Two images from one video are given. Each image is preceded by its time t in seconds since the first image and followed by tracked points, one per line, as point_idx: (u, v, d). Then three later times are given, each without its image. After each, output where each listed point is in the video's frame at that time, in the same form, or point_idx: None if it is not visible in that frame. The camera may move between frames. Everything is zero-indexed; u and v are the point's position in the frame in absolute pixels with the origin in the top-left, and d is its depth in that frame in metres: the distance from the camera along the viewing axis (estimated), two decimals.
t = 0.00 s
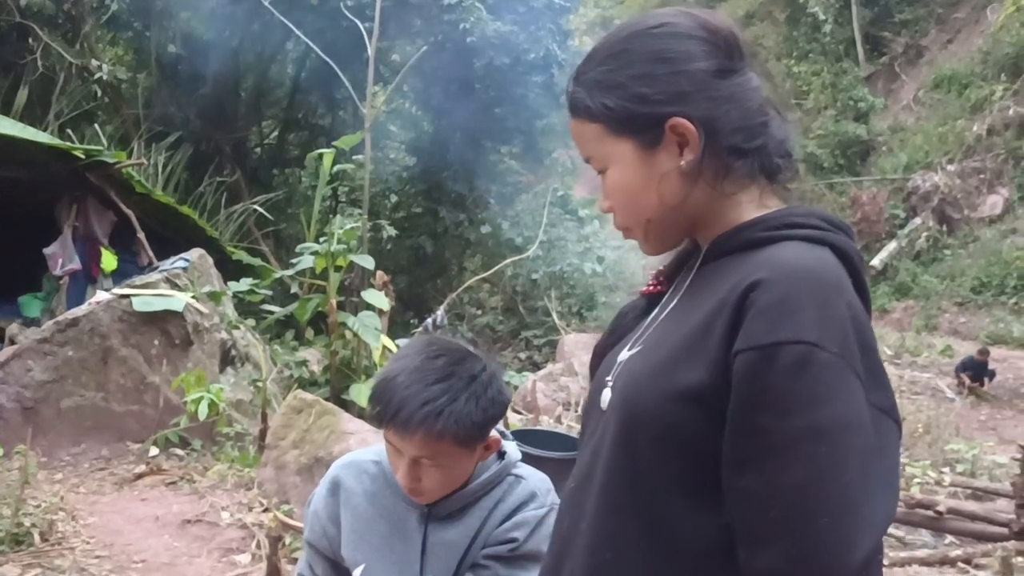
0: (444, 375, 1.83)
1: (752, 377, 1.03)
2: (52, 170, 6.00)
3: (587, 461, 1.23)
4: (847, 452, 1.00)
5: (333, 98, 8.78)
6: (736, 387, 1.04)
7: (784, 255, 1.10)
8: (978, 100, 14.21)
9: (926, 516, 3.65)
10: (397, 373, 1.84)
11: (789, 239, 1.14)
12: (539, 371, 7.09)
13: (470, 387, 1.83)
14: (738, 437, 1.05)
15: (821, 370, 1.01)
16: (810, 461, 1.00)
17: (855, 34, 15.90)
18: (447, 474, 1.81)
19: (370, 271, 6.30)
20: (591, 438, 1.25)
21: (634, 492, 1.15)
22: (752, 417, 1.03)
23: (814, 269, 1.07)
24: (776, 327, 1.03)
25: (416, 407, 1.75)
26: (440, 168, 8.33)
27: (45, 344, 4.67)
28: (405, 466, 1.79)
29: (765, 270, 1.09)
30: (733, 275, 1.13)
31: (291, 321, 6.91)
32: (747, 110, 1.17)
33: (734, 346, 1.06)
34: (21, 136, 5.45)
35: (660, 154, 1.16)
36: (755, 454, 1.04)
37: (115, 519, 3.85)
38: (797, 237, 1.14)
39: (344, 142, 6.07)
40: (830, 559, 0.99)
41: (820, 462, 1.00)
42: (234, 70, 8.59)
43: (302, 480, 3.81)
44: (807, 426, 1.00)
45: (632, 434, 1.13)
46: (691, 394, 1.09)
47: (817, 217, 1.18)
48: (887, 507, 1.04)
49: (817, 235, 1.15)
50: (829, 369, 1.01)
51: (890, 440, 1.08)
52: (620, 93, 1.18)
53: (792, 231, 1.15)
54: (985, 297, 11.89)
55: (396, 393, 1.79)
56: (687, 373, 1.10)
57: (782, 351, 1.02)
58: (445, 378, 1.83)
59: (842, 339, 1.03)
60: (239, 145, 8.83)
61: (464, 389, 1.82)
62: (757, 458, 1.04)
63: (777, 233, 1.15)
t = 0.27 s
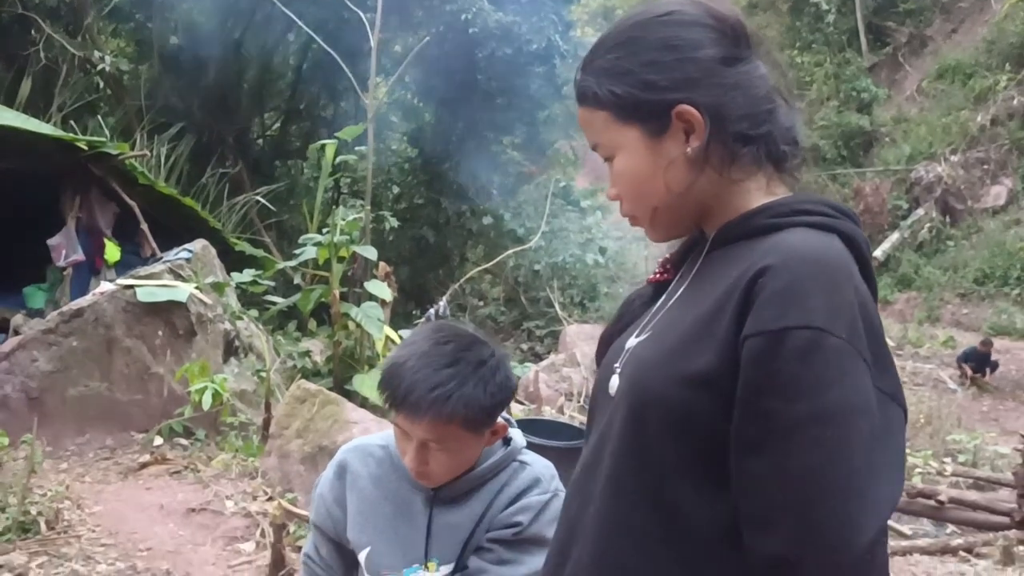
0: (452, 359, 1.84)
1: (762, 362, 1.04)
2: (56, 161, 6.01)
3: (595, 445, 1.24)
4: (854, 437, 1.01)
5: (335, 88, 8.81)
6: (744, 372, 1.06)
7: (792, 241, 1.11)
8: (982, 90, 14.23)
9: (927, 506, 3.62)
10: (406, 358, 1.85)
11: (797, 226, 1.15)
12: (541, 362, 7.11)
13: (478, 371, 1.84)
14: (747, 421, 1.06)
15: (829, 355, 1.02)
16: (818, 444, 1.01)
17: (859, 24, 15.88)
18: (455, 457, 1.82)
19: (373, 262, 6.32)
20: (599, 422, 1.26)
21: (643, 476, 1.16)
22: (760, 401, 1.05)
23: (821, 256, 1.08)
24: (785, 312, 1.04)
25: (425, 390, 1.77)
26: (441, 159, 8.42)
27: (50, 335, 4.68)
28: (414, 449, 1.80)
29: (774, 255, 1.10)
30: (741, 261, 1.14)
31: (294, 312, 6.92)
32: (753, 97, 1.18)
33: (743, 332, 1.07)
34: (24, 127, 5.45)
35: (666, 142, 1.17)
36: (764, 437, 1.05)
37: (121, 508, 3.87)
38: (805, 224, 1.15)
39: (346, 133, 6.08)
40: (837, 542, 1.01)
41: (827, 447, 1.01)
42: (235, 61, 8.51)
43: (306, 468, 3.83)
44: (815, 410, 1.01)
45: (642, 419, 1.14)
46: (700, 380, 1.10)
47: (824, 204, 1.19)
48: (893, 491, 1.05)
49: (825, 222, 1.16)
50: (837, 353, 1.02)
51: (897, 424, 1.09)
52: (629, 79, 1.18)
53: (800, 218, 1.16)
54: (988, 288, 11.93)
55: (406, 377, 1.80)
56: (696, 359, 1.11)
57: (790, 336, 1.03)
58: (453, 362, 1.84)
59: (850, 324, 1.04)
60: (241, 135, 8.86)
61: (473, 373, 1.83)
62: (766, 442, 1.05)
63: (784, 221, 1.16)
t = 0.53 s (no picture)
0: (455, 346, 1.85)
1: (761, 349, 1.05)
2: (58, 152, 6.01)
3: (593, 433, 1.25)
4: (850, 423, 1.02)
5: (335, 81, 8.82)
6: (743, 360, 1.07)
7: (790, 231, 1.12)
8: (985, 82, 14.26)
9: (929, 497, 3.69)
10: (408, 344, 1.85)
11: (796, 216, 1.16)
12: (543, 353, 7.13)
13: (480, 359, 1.84)
14: (744, 408, 1.07)
15: (826, 342, 1.03)
16: (816, 432, 1.02)
17: (862, 15, 15.85)
18: (455, 444, 1.83)
19: (374, 254, 6.32)
20: (597, 410, 1.27)
21: (641, 463, 1.17)
22: (757, 388, 1.06)
23: (819, 246, 1.09)
24: (785, 301, 1.05)
25: (427, 377, 1.77)
26: (443, 152, 8.34)
27: (53, 325, 4.71)
28: (415, 436, 1.81)
29: (772, 244, 1.11)
30: (740, 250, 1.15)
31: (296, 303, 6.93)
32: (752, 88, 1.18)
33: (742, 319, 1.08)
34: (27, 118, 5.45)
35: (664, 131, 1.17)
36: (762, 424, 1.06)
37: (124, 497, 3.89)
38: (803, 214, 1.16)
39: (349, 125, 6.08)
40: (834, 528, 1.02)
41: (825, 434, 1.02)
42: (238, 53, 8.57)
43: (308, 459, 3.85)
44: (813, 398, 1.03)
45: (641, 406, 1.15)
46: (700, 368, 1.11)
47: (821, 196, 1.19)
48: (888, 480, 1.06)
49: (822, 213, 1.16)
50: (836, 342, 1.03)
51: (892, 414, 1.10)
52: (628, 69, 1.19)
53: (798, 209, 1.17)
54: (990, 280, 11.98)
55: (409, 364, 1.80)
56: (695, 347, 1.12)
57: (788, 324, 1.04)
58: (455, 350, 1.84)
59: (848, 314, 1.05)
60: (242, 128, 8.79)
61: (475, 360, 1.84)
62: (764, 429, 1.06)
63: (782, 211, 1.17)
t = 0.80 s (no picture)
0: (452, 339, 1.85)
1: (750, 342, 1.06)
2: (58, 145, 6.01)
3: (586, 424, 1.26)
4: (838, 415, 1.04)
5: (336, 75, 8.86)
6: (733, 352, 1.08)
7: (781, 224, 1.13)
8: (985, 74, 14.28)
9: (926, 489, 3.67)
10: (406, 336, 1.87)
11: (788, 209, 1.17)
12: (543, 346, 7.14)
13: (478, 351, 1.85)
14: (734, 399, 1.08)
15: (815, 334, 1.04)
16: (803, 423, 1.04)
17: (862, 7, 15.84)
18: (454, 435, 1.84)
19: (374, 246, 6.32)
20: (591, 400, 1.28)
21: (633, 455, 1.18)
22: (747, 380, 1.07)
23: (810, 239, 1.10)
24: (773, 293, 1.06)
25: (425, 368, 1.78)
26: (443, 146, 8.33)
27: (53, 319, 4.72)
28: (414, 426, 1.82)
29: (763, 237, 1.12)
30: (731, 243, 1.16)
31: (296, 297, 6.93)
32: (747, 82, 1.19)
33: (732, 312, 1.09)
34: (27, 111, 5.45)
35: (660, 124, 1.18)
36: (751, 415, 1.07)
37: (125, 490, 3.90)
38: (796, 208, 1.17)
39: (348, 117, 6.07)
40: (821, 519, 1.03)
41: (812, 425, 1.04)
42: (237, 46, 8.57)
43: (309, 451, 3.87)
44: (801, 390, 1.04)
45: (633, 397, 1.16)
46: (691, 359, 1.12)
47: (814, 189, 1.21)
48: (875, 470, 1.08)
49: (814, 206, 1.18)
50: (824, 335, 1.04)
51: (880, 403, 1.12)
52: (625, 62, 1.20)
53: (790, 202, 1.18)
54: (990, 272, 12.01)
55: (406, 355, 1.81)
56: (687, 338, 1.13)
57: (778, 317, 1.05)
58: (452, 342, 1.85)
59: (836, 307, 1.07)
60: (242, 121, 8.73)
61: (472, 352, 1.84)
62: (754, 420, 1.07)
63: (774, 205, 1.18)
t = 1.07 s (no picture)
0: (452, 332, 1.85)
1: (743, 336, 1.06)
2: (61, 138, 6.02)
3: (583, 418, 1.26)
4: (829, 410, 1.04)
5: (340, 69, 8.77)
6: (725, 347, 1.08)
7: (775, 219, 1.13)
8: (991, 68, 14.28)
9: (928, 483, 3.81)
10: (406, 330, 1.86)
11: (782, 204, 1.16)
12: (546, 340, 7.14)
13: (477, 345, 1.85)
14: (727, 394, 1.08)
15: (806, 330, 1.04)
16: (795, 418, 1.04)
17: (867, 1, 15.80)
18: (453, 428, 1.84)
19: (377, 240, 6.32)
20: (587, 395, 1.28)
21: (628, 451, 1.18)
22: (739, 375, 1.07)
23: (803, 233, 1.10)
24: (766, 288, 1.06)
25: (424, 362, 1.78)
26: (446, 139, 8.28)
27: (57, 312, 4.73)
28: (413, 419, 1.82)
29: (756, 232, 1.12)
30: (725, 237, 1.16)
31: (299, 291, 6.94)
32: (742, 76, 1.18)
33: (725, 306, 1.09)
34: (30, 104, 5.45)
35: (654, 117, 1.18)
36: (744, 410, 1.07)
37: (128, 483, 3.92)
38: (790, 203, 1.17)
39: (351, 111, 6.05)
40: (812, 514, 1.04)
41: (804, 420, 1.04)
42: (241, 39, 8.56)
43: (311, 445, 3.88)
44: (794, 385, 1.04)
45: (627, 392, 1.16)
46: (685, 354, 1.12)
47: (808, 184, 1.20)
48: (868, 465, 1.08)
49: (809, 201, 1.17)
50: (816, 329, 1.04)
51: (872, 397, 1.12)
52: (620, 55, 1.20)
53: (785, 197, 1.17)
54: (994, 267, 12.00)
55: (406, 349, 1.81)
56: (680, 334, 1.13)
57: (770, 312, 1.05)
58: (452, 336, 1.85)
59: (829, 301, 1.06)
60: (246, 115, 8.72)
61: (472, 346, 1.84)
62: (746, 415, 1.07)
63: (769, 199, 1.18)
